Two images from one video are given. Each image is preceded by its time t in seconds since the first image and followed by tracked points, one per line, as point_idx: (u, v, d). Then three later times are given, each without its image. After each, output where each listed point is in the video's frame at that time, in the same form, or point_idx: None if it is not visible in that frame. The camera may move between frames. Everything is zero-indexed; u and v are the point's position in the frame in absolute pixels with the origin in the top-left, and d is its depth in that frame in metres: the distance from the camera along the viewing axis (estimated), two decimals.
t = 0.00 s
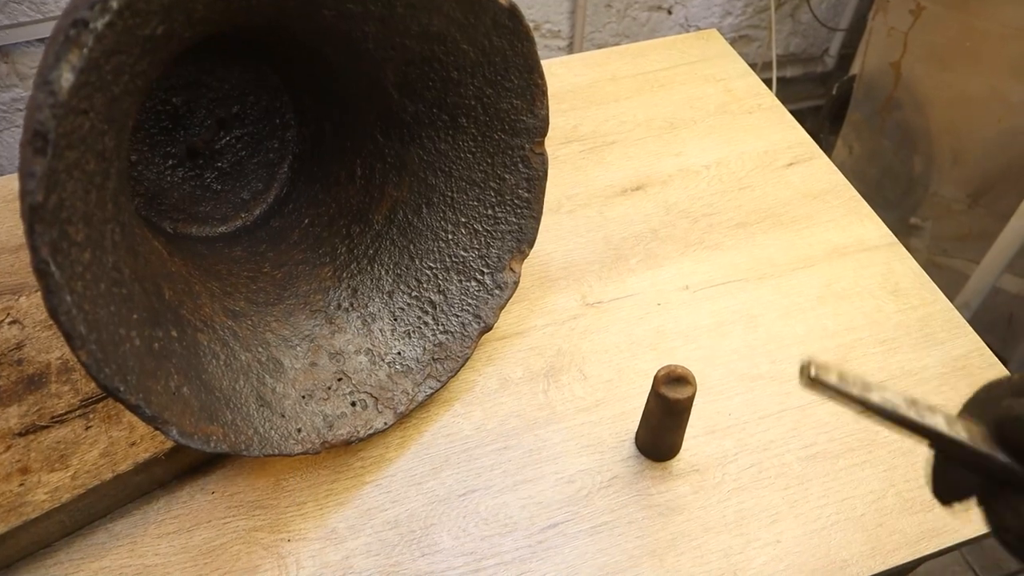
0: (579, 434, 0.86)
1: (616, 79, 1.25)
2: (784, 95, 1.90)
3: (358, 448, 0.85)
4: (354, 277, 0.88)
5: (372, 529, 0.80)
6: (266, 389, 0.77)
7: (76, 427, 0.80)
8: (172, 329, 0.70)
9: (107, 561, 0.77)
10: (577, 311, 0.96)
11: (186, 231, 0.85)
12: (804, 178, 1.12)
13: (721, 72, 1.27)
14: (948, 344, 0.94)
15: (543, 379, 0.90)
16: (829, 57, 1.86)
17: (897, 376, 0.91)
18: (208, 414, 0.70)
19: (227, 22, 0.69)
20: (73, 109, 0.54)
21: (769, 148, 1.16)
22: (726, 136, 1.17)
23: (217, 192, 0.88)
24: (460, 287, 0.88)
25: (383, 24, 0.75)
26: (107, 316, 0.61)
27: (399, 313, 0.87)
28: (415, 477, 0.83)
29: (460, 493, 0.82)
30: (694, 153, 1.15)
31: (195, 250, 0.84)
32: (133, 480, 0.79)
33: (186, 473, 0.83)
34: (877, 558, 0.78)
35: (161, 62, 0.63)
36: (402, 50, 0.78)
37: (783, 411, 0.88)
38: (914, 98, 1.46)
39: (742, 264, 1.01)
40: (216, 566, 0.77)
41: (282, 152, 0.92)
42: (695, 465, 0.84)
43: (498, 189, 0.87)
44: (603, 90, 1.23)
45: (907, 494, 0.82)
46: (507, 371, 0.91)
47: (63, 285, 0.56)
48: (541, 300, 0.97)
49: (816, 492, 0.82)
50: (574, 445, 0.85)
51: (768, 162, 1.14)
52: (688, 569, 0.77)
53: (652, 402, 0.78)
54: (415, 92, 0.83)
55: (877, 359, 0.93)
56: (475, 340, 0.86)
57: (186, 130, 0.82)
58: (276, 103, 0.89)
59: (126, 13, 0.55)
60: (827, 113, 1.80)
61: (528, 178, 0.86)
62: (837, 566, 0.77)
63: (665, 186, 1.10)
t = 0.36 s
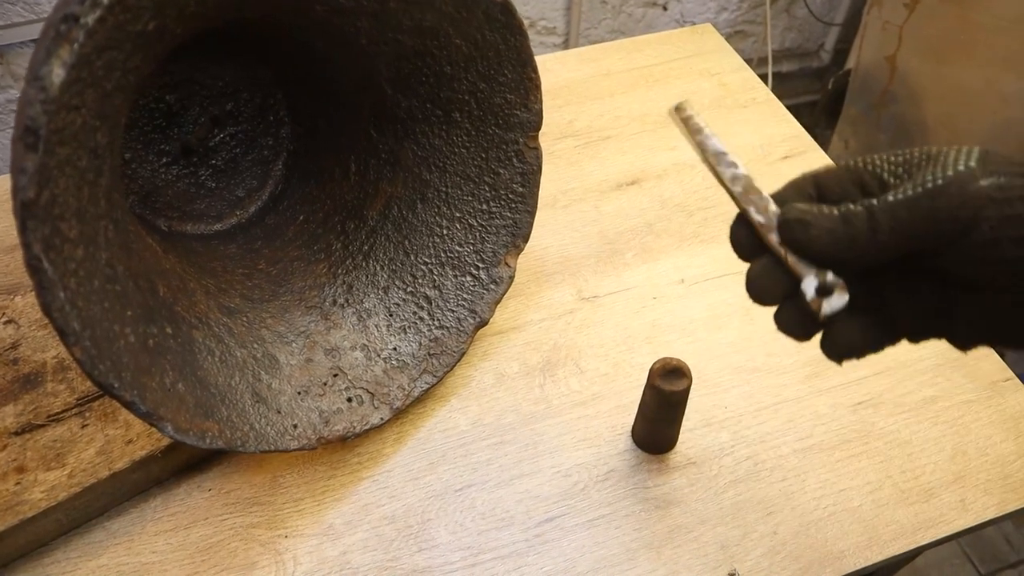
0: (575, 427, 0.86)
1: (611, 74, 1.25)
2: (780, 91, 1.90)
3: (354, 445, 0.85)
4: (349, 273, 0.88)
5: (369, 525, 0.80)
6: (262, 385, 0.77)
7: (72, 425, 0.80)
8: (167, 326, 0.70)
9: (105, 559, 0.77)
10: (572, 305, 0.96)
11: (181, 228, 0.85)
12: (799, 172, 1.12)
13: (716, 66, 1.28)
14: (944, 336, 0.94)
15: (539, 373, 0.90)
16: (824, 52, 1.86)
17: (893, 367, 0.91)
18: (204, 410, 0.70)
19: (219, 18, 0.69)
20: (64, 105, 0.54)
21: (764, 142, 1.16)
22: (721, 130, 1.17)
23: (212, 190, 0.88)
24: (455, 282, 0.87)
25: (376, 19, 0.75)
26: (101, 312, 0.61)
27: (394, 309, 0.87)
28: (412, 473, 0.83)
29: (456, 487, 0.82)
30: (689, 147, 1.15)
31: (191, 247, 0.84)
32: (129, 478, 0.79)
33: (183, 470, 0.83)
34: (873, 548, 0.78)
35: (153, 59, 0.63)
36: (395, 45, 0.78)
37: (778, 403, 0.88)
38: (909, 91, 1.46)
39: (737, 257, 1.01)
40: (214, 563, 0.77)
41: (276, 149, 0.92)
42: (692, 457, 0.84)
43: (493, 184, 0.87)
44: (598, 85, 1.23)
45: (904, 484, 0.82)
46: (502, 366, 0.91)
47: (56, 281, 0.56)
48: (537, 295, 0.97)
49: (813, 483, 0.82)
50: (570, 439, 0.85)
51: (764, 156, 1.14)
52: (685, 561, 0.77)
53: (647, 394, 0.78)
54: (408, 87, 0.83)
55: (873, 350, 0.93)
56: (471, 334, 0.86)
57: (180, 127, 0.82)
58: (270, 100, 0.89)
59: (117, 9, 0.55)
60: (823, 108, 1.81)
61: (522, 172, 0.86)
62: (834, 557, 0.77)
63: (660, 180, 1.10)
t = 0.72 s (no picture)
0: (564, 424, 0.86)
1: (600, 71, 1.25)
2: (770, 88, 1.91)
3: (343, 444, 0.85)
4: (338, 273, 0.88)
5: (359, 524, 0.80)
6: (251, 385, 0.77)
7: (61, 427, 0.80)
8: (155, 326, 0.70)
9: (95, 560, 0.77)
10: (561, 303, 0.96)
11: (169, 229, 0.84)
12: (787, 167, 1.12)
13: (704, 63, 1.28)
14: (932, 329, 0.95)
15: (528, 371, 0.90)
16: (815, 49, 1.87)
17: (881, 361, 0.92)
18: (192, 410, 0.70)
19: (203, 18, 0.69)
20: (47, 106, 0.54)
21: (752, 138, 1.16)
22: (710, 126, 1.17)
23: (200, 190, 0.88)
24: (444, 281, 0.88)
25: (362, 18, 0.75)
26: (87, 313, 0.61)
27: (383, 308, 0.87)
28: (401, 472, 0.83)
29: (446, 486, 0.82)
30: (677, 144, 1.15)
31: (179, 248, 0.84)
32: (118, 479, 0.79)
33: (172, 471, 0.83)
34: (862, 542, 0.78)
35: (137, 59, 0.63)
36: (381, 44, 0.78)
37: (767, 398, 0.88)
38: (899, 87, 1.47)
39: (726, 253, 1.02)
40: (204, 563, 0.77)
41: (264, 149, 0.92)
42: (682, 452, 0.84)
43: (480, 183, 0.87)
44: (586, 83, 1.23)
45: (892, 477, 0.83)
46: (492, 364, 0.91)
47: (41, 282, 0.56)
48: (526, 293, 0.97)
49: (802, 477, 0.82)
50: (560, 436, 0.85)
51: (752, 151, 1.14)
52: (675, 557, 0.77)
53: (635, 390, 0.78)
54: (395, 86, 0.83)
55: (861, 344, 0.93)
56: (460, 333, 0.86)
57: (167, 127, 0.82)
58: (258, 99, 0.89)
59: (99, 9, 0.55)
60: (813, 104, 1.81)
61: (509, 170, 0.86)
62: (823, 550, 0.78)
63: (649, 177, 1.11)
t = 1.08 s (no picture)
0: (560, 427, 0.87)
1: (596, 74, 1.25)
2: (767, 90, 1.91)
3: (340, 446, 0.85)
4: (334, 276, 0.88)
5: (355, 526, 0.80)
6: (247, 388, 0.77)
7: (57, 429, 0.80)
8: (151, 329, 0.70)
9: (91, 562, 0.77)
10: (557, 305, 0.96)
11: (166, 231, 0.85)
12: (782, 171, 1.13)
13: (700, 66, 1.28)
14: (926, 332, 0.95)
15: (524, 374, 0.91)
16: (812, 51, 1.87)
17: (875, 365, 0.92)
18: (188, 413, 0.70)
19: (200, 21, 0.69)
20: (43, 109, 0.54)
21: (749, 141, 1.17)
22: (706, 129, 1.18)
23: (197, 193, 0.88)
24: (440, 283, 0.88)
25: (358, 22, 0.76)
26: (83, 316, 0.61)
27: (379, 311, 0.87)
28: (398, 474, 0.83)
29: (442, 488, 0.82)
30: (673, 147, 1.15)
31: (175, 250, 0.84)
32: (115, 481, 0.79)
33: (169, 473, 0.83)
34: (856, 545, 0.78)
35: (134, 62, 0.63)
36: (377, 47, 0.79)
37: (762, 401, 0.89)
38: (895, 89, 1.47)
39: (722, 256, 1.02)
40: (199, 565, 0.77)
41: (261, 151, 0.93)
42: (677, 456, 0.84)
43: (477, 186, 0.87)
44: (582, 86, 1.23)
45: (886, 480, 0.83)
46: (488, 367, 0.91)
47: (37, 285, 0.56)
48: (522, 296, 0.97)
49: (796, 480, 0.83)
50: (555, 439, 0.86)
51: (748, 154, 1.15)
52: (670, 559, 0.78)
53: (631, 394, 0.78)
54: (391, 89, 0.83)
55: (856, 347, 0.93)
56: (456, 335, 0.86)
57: (164, 130, 0.82)
58: (254, 102, 0.90)
59: (95, 13, 0.55)
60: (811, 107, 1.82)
61: (505, 173, 0.86)
62: (817, 554, 0.78)
63: (645, 180, 1.11)
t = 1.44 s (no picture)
0: (561, 430, 0.87)
1: (597, 77, 1.25)
2: (768, 92, 1.91)
3: (341, 448, 0.85)
4: (335, 278, 0.88)
5: (355, 528, 0.80)
6: (247, 390, 0.77)
7: (57, 430, 0.80)
8: (152, 331, 0.70)
9: (90, 564, 0.77)
10: (558, 308, 0.96)
11: (167, 233, 0.84)
12: (784, 174, 1.13)
13: (701, 69, 1.28)
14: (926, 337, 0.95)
15: (525, 377, 0.91)
16: (813, 54, 1.87)
17: (875, 369, 0.92)
18: (188, 415, 0.70)
19: (202, 22, 0.69)
20: (45, 110, 0.54)
21: (750, 144, 1.17)
22: (708, 132, 1.18)
23: (198, 194, 0.88)
24: (441, 286, 0.88)
25: (360, 24, 0.76)
26: (84, 317, 0.61)
27: (380, 313, 0.87)
28: (398, 476, 0.83)
29: (442, 491, 0.82)
30: (674, 150, 1.15)
31: (176, 251, 0.84)
32: (114, 482, 0.79)
33: (168, 474, 0.83)
34: (856, 550, 0.78)
35: (137, 63, 0.63)
36: (379, 49, 0.79)
37: (762, 406, 0.89)
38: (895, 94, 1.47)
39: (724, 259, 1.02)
40: (199, 566, 0.77)
41: (262, 153, 0.92)
42: (676, 460, 0.84)
43: (478, 188, 0.87)
44: (583, 88, 1.23)
45: (886, 485, 0.83)
46: (489, 369, 0.91)
47: (38, 286, 0.56)
48: (523, 299, 0.97)
49: (797, 484, 0.83)
50: (556, 442, 0.86)
51: (749, 158, 1.15)
52: (670, 563, 0.78)
53: (633, 398, 0.78)
54: (393, 91, 0.83)
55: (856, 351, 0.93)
56: (457, 338, 0.86)
57: (165, 131, 0.82)
58: (255, 103, 0.89)
59: (98, 14, 0.55)
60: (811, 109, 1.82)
61: (507, 176, 0.86)
62: (817, 558, 0.78)
63: (646, 183, 1.11)
